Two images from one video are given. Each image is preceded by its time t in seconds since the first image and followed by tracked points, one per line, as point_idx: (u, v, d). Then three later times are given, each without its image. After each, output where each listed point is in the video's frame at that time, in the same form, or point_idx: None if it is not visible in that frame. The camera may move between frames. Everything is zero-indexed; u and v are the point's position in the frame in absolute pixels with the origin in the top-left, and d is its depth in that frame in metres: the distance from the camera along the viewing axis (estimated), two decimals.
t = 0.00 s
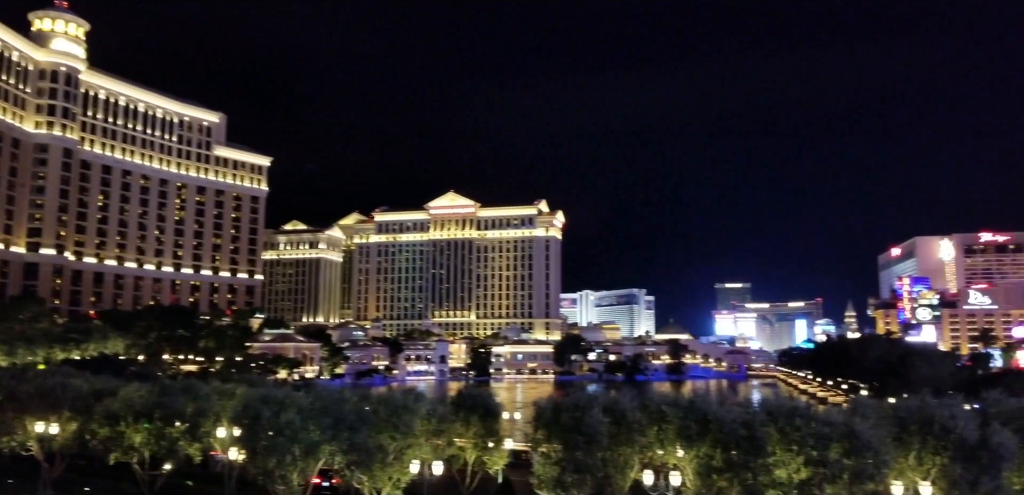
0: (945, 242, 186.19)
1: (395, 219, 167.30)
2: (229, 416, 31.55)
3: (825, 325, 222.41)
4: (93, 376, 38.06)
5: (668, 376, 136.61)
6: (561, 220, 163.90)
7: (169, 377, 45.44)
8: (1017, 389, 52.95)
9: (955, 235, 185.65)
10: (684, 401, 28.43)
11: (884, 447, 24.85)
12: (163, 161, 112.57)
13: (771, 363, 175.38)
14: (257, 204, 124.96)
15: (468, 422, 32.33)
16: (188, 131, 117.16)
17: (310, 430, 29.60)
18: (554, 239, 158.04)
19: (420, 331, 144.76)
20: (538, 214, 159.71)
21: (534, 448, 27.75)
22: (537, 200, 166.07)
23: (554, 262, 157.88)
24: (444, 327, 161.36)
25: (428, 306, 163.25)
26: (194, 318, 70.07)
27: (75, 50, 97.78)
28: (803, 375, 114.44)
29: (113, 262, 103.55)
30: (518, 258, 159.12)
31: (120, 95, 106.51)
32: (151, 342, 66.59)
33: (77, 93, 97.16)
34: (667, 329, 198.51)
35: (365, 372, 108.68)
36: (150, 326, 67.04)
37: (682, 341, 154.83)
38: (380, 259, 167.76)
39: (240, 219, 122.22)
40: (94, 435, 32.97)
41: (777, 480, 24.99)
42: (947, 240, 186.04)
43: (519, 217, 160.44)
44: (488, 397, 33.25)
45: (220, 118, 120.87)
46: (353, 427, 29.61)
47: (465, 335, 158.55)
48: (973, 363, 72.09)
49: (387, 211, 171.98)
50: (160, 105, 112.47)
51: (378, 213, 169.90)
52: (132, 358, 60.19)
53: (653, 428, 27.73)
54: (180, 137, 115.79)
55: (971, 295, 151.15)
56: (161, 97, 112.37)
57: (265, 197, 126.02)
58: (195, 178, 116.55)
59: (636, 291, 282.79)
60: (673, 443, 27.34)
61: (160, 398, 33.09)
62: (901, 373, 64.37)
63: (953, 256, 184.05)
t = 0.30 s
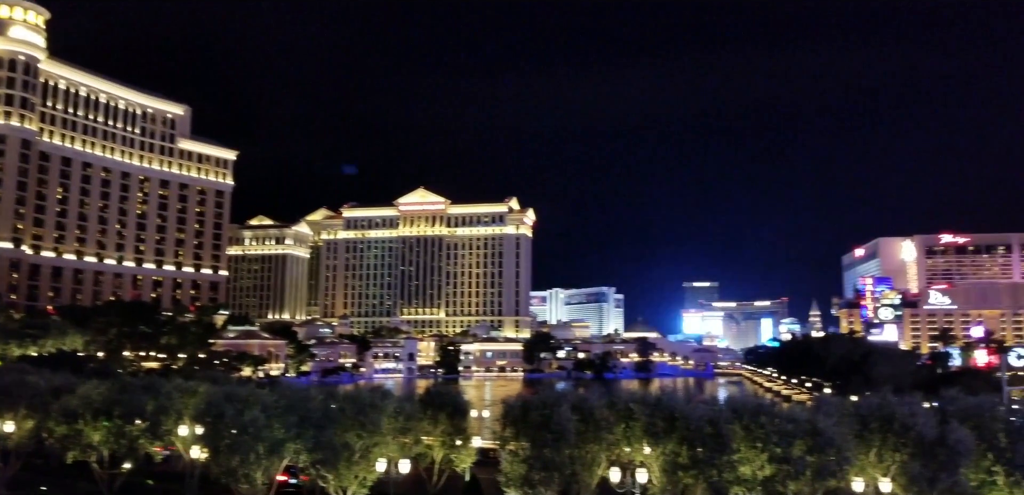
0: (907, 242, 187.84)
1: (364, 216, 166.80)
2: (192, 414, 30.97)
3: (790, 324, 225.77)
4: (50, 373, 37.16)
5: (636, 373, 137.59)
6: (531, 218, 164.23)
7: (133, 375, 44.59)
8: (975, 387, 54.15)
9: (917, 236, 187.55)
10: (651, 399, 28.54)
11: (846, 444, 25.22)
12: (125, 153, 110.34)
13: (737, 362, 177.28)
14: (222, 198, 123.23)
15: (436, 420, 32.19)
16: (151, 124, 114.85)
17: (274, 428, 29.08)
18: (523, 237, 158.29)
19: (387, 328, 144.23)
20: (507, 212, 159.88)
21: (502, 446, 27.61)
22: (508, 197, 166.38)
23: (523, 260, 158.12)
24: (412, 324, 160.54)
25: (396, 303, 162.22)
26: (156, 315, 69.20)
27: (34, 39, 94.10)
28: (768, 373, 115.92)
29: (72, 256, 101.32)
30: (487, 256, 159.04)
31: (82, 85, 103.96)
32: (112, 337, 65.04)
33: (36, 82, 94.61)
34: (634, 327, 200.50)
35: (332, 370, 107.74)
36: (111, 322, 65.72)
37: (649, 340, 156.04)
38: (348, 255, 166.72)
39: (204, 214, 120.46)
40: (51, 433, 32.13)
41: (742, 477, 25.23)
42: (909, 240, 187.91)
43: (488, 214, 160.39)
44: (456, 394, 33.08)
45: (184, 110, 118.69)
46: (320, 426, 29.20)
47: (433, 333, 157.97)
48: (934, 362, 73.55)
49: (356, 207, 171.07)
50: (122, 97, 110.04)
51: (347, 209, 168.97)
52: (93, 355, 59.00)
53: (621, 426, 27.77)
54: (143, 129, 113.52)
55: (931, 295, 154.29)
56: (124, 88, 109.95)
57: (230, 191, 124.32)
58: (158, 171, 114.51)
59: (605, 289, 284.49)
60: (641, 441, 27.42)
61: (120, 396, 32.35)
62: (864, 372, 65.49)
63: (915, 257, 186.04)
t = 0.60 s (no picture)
0: (874, 241, 190.14)
1: (333, 211, 165.37)
2: (158, 411, 30.62)
3: (758, 321, 228.35)
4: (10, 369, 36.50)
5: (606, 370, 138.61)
6: (503, 215, 164.56)
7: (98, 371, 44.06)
8: (939, 384, 55.19)
9: (883, 234, 190.60)
10: (622, 395, 28.63)
11: (812, 440, 25.36)
12: (91, 146, 108.59)
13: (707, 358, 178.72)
14: (190, 193, 121.89)
15: (406, 417, 32.06)
16: (117, 117, 112.93)
17: (242, 425, 28.74)
18: (495, 234, 158.70)
19: (357, 324, 144.25)
20: (479, 208, 160.01)
21: (472, 442, 27.48)
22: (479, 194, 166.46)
23: (495, 256, 158.61)
24: (382, 320, 159.82)
25: (365, 299, 161.43)
26: (122, 310, 68.66)
27: None
28: (737, 369, 117.24)
29: (36, 251, 99.75)
30: (458, 253, 159.08)
31: (46, 77, 101.95)
32: (76, 334, 64.00)
33: None
34: (605, 323, 202.35)
35: (301, 366, 107.19)
36: (76, 318, 64.66)
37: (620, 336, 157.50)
38: (318, 251, 165.25)
39: (171, 209, 119.10)
40: (15, 429, 31.71)
41: (710, 473, 25.42)
42: (876, 239, 190.37)
43: (460, 211, 160.38)
44: (426, 392, 32.95)
45: (151, 104, 116.87)
46: (287, 423, 28.92)
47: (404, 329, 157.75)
48: (899, 359, 74.85)
49: (325, 202, 169.50)
50: (88, 89, 108.13)
51: (317, 204, 167.41)
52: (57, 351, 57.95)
53: (590, 422, 27.91)
54: (109, 122, 111.68)
55: (897, 294, 157.00)
56: (90, 80, 108.04)
57: (198, 185, 123.01)
58: (125, 165, 112.88)
59: (576, 287, 285.88)
60: (610, 438, 27.52)
61: (85, 392, 31.91)
62: (830, 368, 66.38)
63: (881, 256, 188.51)
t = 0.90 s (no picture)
0: (850, 239, 192.18)
1: (312, 207, 164.26)
2: (133, 408, 30.30)
3: (735, 318, 230.34)
4: None
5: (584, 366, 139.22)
6: (483, 211, 164.57)
7: (72, 368, 43.67)
8: (912, 380, 56.07)
9: (858, 232, 192.70)
10: (600, 392, 28.73)
11: (788, 436, 25.44)
12: (64, 140, 107.01)
13: (685, 355, 179.82)
14: (166, 188, 120.73)
15: (383, 414, 32.00)
16: (91, 110, 111.13)
17: (218, 423, 28.56)
18: (474, 231, 158.78)
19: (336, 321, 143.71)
20: (458, 204, 160.00)
21: (450, 439, 27.54)
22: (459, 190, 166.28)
23: (474, 253, 158.76)
24: (361, 317, 159.40)
25: (344, 296, 160.79)
26: (97, 306, 68.04)
27: None
28: (713, 366, 118.34)
29: (8, 246, 98.50)
30: (437, 249, 158.97)
31: (18, 70, 100.16)
32: (51, 330, 63.23)
33: None
34: (584, 320, 203.41)
35: (278, 364, 106.66)
36: (49, 314, 63.85)
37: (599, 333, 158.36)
38: (295, 247, 164.15)
39: (146, 204, 117.88)
40: None
41: (686, 468, 25.62)
42: (851, 236, 192.42)
43: (440, 207, 160.27)
44: (405, 388, 32.94)
45: (126, 97, 115.02)
46: (264, 419, 28.74)
47: (383, 326, 157.44)
48: (872, 356, 75.97)
49: (303, 198, 168.45)
50: (61, 82, 106.34)
51: (295, 200, 166.20)
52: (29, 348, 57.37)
53: (568, 419, 28.03)
54: (83, 116, 109.93)
55: (873, 291, 158.33)
56: (63, 73, 106.26)
57: (174, 180, 121.82)
58: (99, 159, 111.44)
59: (555, 283, 286.77)
60: (588, 435, 27.63)
61: (57, 390, 31.50)
62: (806, 365, 67.14)
63: (857, 253, 190.64)
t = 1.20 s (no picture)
0: (824, 238, 195.81)
1: (288, 205, 163.01)
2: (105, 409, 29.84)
3: (712, 315, 232.25)
4: None
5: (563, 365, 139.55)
6: (461, 210, 164.31)
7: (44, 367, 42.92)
8: (885, 378, 56.81)
9: (833, 232, 195.39)
10: (579, 390, 28.78)
11: (763, 432, 25.59)
12: (36, 136, 105.01)
13: (662, 353, 180.96)
14: (139, 184, 119.20)
15: (361, 413, 31.79)
16: (63, 106, 109.04)
17: (193, 422, 28.22)
18: (453, 229, 158.45)
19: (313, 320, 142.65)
20: (437, 202, 159.57)
21: (428, 438, 27.45)
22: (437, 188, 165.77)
23: (453, 251, 158.38)
24: (338, 316, 158.38)
25: (321, 294, 159.66)
26: (69, 305, 66.99)
27: None
28: (690, 364, 119.20)
29: None
30: (415, 247, 158.45)
31: None
32: (20, 329, 62.79)
33: None
34: (562, 319, 203.83)
35: (254, 363, 105.67)
36: (19, 312, 63.10)
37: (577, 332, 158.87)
38: (272, 245, 162.80)
39: (120, 201, 116.33)
40: None
41: (664, 466, 25.80)
42: (826, 236, 195.76)
43: (418, 205, 159.76)
44: (383, 386, 32.76)
45: (100, 93, 113.03)
46: (239, 419, 28.39)
47: (360, 324, 156.54)
48: (847, 354, 76.99)
49: (280, 195, 167.08)
50: (32, 77, 104.13)
51: (271, 197, 164.81)
52: None
53: (547, 417, 28.05)
54: (54, 111, 107.83)
55: (847, 290, 160.90)
56: (35, 68, 104.06)
57: (148, 177, 120.34)
58: (71, 155, 109.61)
59: (534, 282, 287.17)
60: (566, 433, 27.67)
61: (28, 389, 30.95)
62: (782, 362, 67.78)
63: (831, 252, 194.19)
